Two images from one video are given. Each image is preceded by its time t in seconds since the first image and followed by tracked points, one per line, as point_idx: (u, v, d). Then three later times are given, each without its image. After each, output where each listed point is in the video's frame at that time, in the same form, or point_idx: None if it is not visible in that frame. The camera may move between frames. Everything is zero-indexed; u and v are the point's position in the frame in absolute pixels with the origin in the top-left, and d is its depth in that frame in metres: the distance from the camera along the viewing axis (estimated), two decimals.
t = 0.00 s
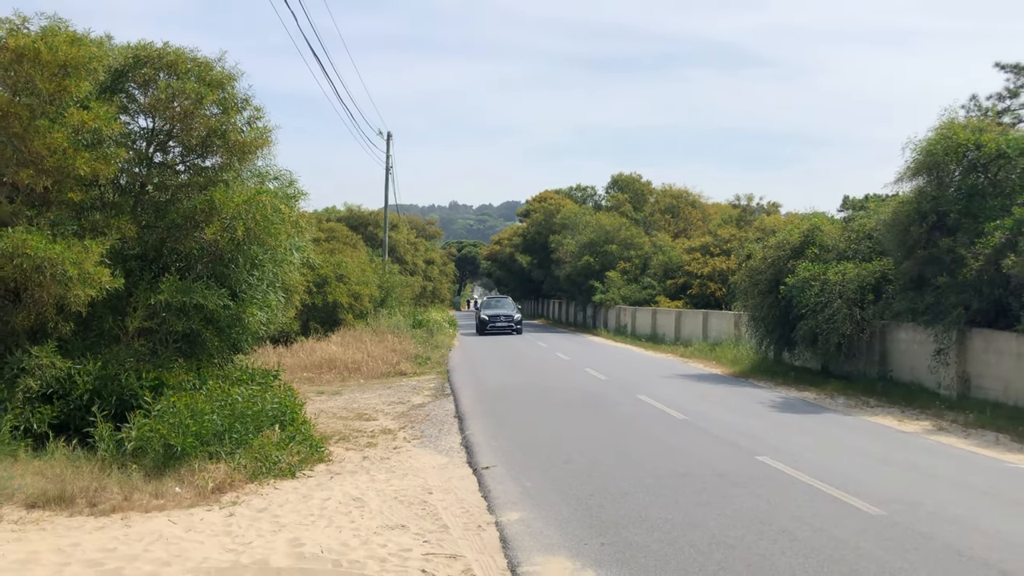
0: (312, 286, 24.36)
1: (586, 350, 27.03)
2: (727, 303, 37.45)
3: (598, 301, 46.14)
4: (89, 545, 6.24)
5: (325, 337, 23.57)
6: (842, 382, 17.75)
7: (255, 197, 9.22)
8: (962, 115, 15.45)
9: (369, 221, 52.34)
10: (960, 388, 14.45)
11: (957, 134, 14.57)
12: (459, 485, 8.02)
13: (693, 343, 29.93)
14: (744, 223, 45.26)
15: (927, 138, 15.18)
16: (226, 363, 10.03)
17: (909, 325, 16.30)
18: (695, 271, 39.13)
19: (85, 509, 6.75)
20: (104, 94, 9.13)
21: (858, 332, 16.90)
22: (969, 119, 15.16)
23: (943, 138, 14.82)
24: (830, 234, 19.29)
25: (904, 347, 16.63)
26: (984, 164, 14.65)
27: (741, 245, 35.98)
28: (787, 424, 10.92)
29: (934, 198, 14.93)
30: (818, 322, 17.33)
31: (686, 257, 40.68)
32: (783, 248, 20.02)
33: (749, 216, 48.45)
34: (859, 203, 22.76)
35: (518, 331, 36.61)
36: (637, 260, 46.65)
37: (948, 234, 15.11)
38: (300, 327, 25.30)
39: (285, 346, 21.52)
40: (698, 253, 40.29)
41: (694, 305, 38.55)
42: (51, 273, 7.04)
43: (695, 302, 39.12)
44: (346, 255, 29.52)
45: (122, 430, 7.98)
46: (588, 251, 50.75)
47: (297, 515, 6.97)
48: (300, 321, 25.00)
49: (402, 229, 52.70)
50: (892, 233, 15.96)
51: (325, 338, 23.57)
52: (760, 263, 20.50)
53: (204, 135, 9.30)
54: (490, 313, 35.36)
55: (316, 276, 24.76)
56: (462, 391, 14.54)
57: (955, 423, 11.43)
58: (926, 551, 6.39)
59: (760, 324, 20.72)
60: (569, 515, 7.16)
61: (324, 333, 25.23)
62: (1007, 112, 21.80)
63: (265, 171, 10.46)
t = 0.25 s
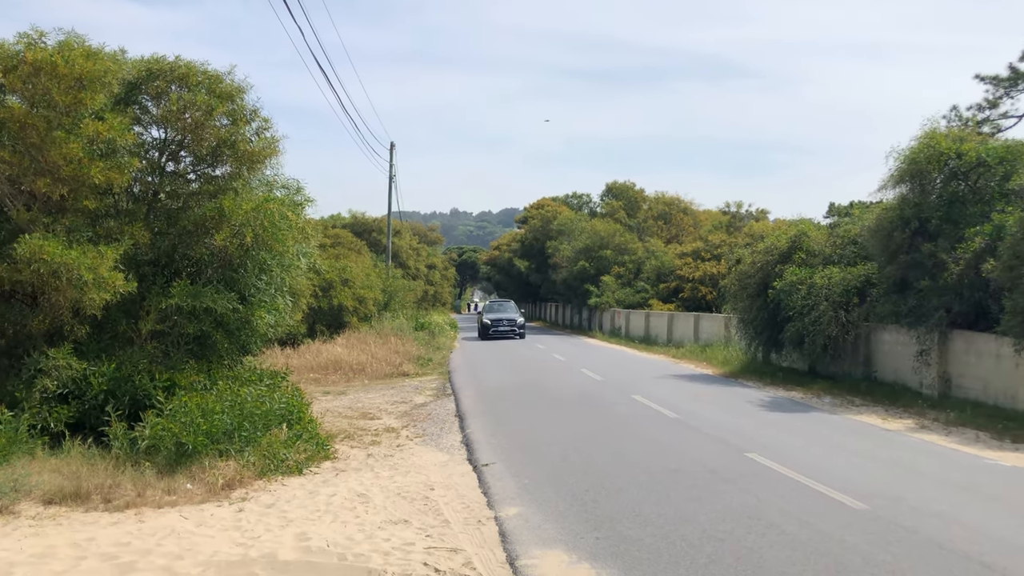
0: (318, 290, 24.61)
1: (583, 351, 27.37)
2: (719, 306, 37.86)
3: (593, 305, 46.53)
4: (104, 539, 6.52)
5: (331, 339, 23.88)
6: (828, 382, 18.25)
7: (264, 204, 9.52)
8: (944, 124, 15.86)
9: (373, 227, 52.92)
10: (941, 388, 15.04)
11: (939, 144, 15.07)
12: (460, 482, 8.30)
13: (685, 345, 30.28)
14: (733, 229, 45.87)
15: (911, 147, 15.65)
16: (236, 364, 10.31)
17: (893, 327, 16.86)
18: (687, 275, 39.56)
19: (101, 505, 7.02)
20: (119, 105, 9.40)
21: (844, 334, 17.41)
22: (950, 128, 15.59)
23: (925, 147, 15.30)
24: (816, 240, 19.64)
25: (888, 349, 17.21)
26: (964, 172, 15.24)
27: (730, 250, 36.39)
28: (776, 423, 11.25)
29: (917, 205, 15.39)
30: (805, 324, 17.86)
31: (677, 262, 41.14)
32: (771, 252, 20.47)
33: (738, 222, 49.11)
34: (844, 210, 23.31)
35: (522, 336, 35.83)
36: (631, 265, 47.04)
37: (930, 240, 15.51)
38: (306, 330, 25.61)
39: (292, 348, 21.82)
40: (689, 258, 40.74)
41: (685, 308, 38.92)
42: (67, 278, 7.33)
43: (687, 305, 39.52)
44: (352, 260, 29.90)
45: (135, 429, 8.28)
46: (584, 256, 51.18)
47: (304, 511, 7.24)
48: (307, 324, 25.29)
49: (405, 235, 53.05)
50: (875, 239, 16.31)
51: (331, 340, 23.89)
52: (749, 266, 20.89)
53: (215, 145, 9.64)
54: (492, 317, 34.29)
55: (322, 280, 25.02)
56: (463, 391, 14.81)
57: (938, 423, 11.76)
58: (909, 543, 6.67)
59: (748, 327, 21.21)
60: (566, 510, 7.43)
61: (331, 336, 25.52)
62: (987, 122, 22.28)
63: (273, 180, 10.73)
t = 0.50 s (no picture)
0: (325, 293, 24.86)
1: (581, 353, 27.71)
2: (711, 309, 38.24)
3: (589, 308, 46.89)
4: (118, 534, 6.78)
5: (337, 341, 24.15)
6: (815, 382, 18.63)
7: (272, 211, 9.84)
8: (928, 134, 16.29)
9: (376, 233, 53.32)
10: (925, 388, 15.35)
11: (921, 153, 15.52)
12: (461, 478, 8.57)
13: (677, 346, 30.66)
14: (724, 236, 46.34)
15: (895, 156, 16.08)
16: (246, 365, 10.58)
17: (878, 329, 17.19)
18: (679, 279, 39.96)
19: (115, 501, 7.29)
20: (132, 116, 9.68)
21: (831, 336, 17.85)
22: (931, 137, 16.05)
23: (909, 156, 15.74)
24: (804, 245, 20.16)
25: (874, 350, 17.55)
26: (946, 180, 15.73)
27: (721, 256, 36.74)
28: (766, 421, 11.56)
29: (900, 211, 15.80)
30: (793, 326, 18.29)
31: (670, 266, 41.57)
32: (760, 257, 20.92)
33: (729, 230, 49.71)
34: (831, 216, 23.74)
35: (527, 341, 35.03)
36: (625, 269, 47.41)
37: (914, 245, 15.98)
38: (312, 333, 25.90)
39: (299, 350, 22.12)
40: (681, 263, 41.18)
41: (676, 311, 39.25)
42: (82, 282, 7.60)
43: (680, 309, 39.87)
44: (357, 266, 30.22)
45: (148, 428, 8.52)
46: (580, 261, 51.56)
47: (311, 507, 7.50)
48: (313, 327, 25.56)
49: (409, 241, 53.48)
50: (861, 244, 16.77)
51: (337, 342, 24.16)
52: (740, 271, 21.41)
53: (224, 154, 9.95)
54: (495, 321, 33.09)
55: (328, 285, 25.28)
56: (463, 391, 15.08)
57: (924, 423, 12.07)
58: (893, 538, 6.95)
59: (738, 330, 21.63)
60: (563, 506, 7.70)
61: (337, 338, 25.81)
62: (969, 131, 22.74)
63: (281, 188, 11.01)
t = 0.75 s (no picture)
0: (331, 297, 25.11)
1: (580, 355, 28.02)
2: (704, 312, 38.55)
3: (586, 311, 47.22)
4: (131, 529, 7.05)
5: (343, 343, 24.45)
6: (804, 382, 19.04)
7: (279, 219, 10.13)
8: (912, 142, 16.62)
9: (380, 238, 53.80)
10: (911, 388, 15.60)
11: (906, 161, 15.85)
12: (462, 476, 8.84)
13: (671, 348, 31.02)
14: (716, 241, 46.74)
15: (880, 163, 16.42)
16: (254, 366, 10.85)
17: (864, 331, 17.47)
18: (672, 283, 40.27)
19: (128, 497, 7.56)
20: (145, 126, 9.95)
21: (818, 338, 18.33)
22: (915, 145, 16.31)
23: (894, 164, 16.07)
24: (793, 250, 20.55)
25: (860, 351, 17.79)
26: (930, 186, 16.03)
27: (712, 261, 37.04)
28: (758, 420, 11.86)
29: (885, 218, 16.17)
30: (782, 329, 18.72)
31: (664, 271, 41.90)
32: (750, 262, 21.28)
33: (721, 234, 50.07)
34: (819, 222, 24.07)
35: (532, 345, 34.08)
36: (620, 273, 47.69)
37: (899, 249, 16.33)
38: (319, 335, 26.16)
39: (306, 351, 22.37)
40: (674, 267, 41.52)
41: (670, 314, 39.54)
42: (97, 287, 7.88)
43: (674, 312, 40.21)
44: (362, 270, 30.52)
45: (160, 427, 8.79)
46: (577, 265, 51.88)
47: (317, 503, 7.77)
48: (320, 329, 25.78)
49: (412, 246, 53.87)
50: (848, 249, 17.12)
51: (343, 343, 24.46)
52: (730, 276, 21.83)
53: (234, 163, 10.19)
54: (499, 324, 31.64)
55: (334, 288, 25.52)
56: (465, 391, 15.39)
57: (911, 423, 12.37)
58: (878, 532, 7.21)
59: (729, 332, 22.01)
60: (561, 503, 7.98)
61: (343, 340, 26.05)
62: (952, 140, 23.13)
63: (288, 195, 11.29)
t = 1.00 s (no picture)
0: (338, 300, 25.33)
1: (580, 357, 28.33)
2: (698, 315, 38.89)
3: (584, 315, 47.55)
4: (144, 525, 7.31)
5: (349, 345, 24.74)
6: (794, 382, 19.41)
7: (287, 225, 10.42)
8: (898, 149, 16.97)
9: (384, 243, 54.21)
10: (896, 388, 15.94)
11: (893, 168, 16.17)
12: (464, 473, 9.11)
13: (666, 350, 31.36)
14: (709, 246, 47.14)
15: (867, 171, 16.76)
16: (263, 368, 11.12)
17: (852, 332, 17.85)
18: (667, 287, 40.60)
19: (141, 494, 7.82)
20: (156, 136, 10.23)
21: (808, 339, 18.69)
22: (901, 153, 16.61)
23: (880, 171, 16.39)
24: (783, 255, 20.92)
25: (848, 352, 18.19)
26: (916, 193, 16.36)
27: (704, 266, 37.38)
28: (752, 420, 12.15)
29: (872, 223, 16.50)
30: (773, 331, 19.08)
31: (659, 275, 42.24)
32: (742, 266, 21.64)
33: (713, 239, 50.48)
34: (808, 227, 24.41)
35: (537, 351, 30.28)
36: (617, 277, 48.08)
37: (886, 254, 16.66)
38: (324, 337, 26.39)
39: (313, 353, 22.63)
40: (669, 271, 41.88)
41: (664, 317, 39.85)
42: (110, 291, 8.15)
43: (669, 315, 40.53)
44: (367, 274, 30.81)
45: (171, 427, 9.06)
46: (575, 270, 52.18)
47: (324, 500, 8.03)
48: (326, 331, 26.00)
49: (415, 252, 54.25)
50: (837, 253, 17.43)
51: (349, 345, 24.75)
52: (723, 279, 22.20)
53: (243, 171, 10.43)
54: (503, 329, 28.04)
55: (339, 292, 25.76)
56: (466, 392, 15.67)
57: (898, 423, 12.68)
58: (866, 526, 7.47)
59: (721, 334, 22.37)
60: (560, 499, 8.24)
61: (348, 342, 26.28)
62: (937, 149, 23.54)
63: (296, 203, 11.60)
